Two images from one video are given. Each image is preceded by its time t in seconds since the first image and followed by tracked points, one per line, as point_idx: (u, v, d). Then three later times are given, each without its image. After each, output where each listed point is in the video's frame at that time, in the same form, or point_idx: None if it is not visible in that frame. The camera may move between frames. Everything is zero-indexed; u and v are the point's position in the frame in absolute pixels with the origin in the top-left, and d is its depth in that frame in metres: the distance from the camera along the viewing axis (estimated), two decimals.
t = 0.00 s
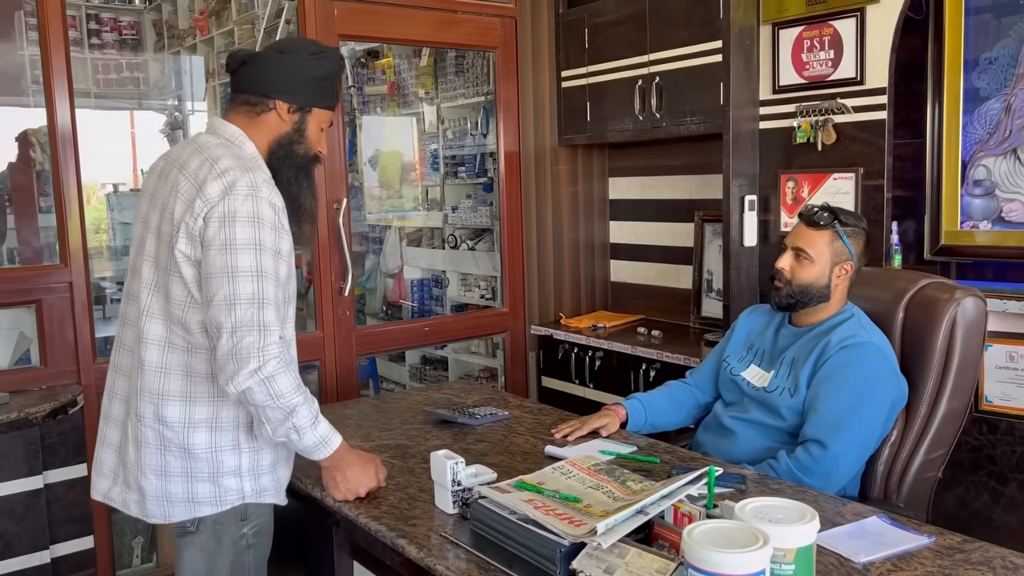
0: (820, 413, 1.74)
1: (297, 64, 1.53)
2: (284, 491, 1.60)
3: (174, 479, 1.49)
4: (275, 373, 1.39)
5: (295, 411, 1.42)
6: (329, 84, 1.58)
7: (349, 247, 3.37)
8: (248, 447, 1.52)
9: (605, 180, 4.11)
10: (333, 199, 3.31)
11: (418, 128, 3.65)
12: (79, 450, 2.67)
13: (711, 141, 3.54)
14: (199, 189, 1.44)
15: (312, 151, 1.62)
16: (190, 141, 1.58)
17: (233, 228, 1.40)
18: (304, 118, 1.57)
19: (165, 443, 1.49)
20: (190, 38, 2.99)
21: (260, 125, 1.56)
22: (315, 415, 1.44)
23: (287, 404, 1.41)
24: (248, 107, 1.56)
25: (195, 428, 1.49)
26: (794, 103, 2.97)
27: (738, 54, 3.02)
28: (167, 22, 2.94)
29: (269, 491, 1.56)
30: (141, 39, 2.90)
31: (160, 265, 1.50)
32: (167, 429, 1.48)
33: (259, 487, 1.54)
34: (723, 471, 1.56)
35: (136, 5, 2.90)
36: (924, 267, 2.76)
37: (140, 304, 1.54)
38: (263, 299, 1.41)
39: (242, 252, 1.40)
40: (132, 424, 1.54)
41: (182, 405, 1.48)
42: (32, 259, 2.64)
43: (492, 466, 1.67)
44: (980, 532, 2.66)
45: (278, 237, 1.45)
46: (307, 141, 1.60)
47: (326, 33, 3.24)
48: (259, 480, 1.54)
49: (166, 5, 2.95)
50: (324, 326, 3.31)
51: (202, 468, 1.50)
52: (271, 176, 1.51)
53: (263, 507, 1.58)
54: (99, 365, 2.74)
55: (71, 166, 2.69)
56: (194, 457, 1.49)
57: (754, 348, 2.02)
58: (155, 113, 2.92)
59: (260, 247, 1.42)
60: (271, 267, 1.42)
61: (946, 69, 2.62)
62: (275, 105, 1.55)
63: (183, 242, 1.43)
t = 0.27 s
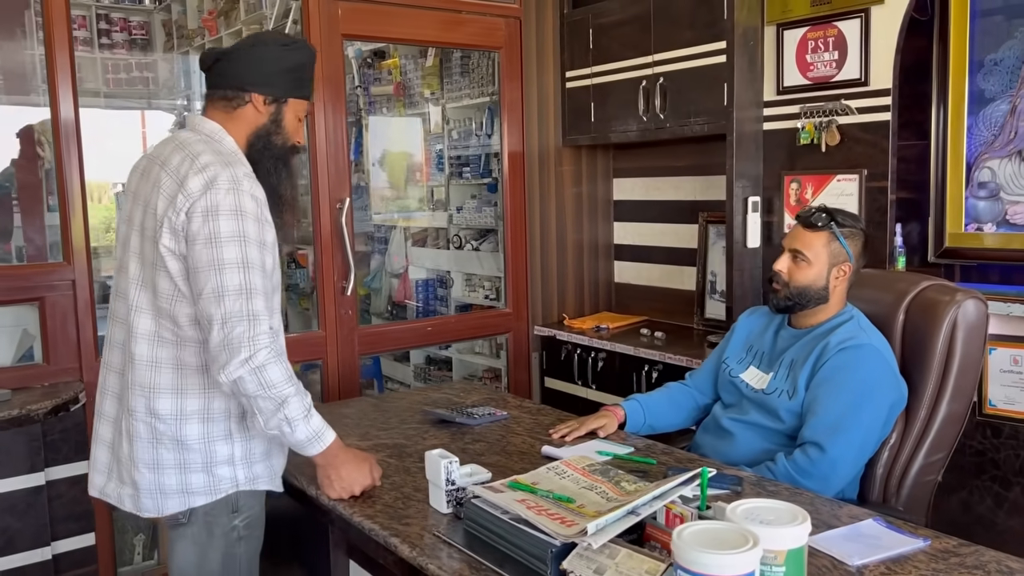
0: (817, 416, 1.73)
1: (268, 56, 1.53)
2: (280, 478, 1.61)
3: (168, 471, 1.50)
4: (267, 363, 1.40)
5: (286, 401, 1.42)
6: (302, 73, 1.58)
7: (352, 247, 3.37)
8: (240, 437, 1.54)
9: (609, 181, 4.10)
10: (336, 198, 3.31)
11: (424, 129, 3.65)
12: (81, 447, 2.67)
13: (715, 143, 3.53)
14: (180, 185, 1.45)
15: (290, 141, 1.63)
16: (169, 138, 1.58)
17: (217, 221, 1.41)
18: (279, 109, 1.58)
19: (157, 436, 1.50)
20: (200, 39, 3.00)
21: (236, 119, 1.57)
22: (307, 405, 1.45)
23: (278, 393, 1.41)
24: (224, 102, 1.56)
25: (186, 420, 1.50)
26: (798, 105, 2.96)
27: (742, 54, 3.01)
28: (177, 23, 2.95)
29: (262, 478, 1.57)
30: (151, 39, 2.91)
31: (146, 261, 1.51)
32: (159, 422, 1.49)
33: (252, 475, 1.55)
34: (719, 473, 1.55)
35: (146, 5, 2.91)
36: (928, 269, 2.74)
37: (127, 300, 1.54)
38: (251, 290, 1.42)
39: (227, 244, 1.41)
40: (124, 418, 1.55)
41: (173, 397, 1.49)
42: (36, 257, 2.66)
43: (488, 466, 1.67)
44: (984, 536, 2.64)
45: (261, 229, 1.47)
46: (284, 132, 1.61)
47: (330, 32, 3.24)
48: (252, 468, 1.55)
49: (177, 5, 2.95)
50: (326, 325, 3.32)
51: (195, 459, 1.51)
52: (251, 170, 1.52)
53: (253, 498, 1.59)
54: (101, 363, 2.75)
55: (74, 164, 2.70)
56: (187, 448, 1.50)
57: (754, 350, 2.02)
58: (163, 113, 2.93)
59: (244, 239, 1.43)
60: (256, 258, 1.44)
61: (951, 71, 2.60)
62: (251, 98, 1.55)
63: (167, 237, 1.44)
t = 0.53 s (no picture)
0: (818, 417, 1.72)
1: (232, 47, 1.54)
2: (270, 463, 1.64)
3: (156, 458, 1.54)
4: (268, 349, 1.41)
5: (284, 387, 1.42)
6: (267, 61, 1.58)
7: (357, 246, 3.38)
8: (227, 423, 1.57)
9: (615, 182, 4.09)
10: (341, 198, 3.31)
11: (432, 129, 3.67)
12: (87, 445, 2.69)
13: (721, 144, 3.52)
14: (165, 179, 1.47)
15: (264, 130, 1.63)
16: (150, 136, 1.60)
17: (207, 212, 1.44)
18: (249, 99, 1.58)
19: (146, 424, 1.53)
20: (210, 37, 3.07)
21: (206, 113, 1.58)
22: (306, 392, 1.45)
23: (276, 379, 1.41)
24: (195, 97, 1.58)
25: (174, 408, 1.53)
26: (804, 106, 2.95)
27: (748, 55, 3.00)
28: (188, 23, 2.99)
29: (249, 463, 1.61)
30: (163, 39, 2.94)
31: (132, 255, 1.53)
32: (147, 410, 1.52)
33: (239, 460, 1.59)
34: (717, 474, 1.54)
35: (158, 6, 2.93)
36: (934, 271, 2.72)
37: (114, 293, 1.57)
38: (248, 277, 1.45)
39: (221, 234, 1.44)
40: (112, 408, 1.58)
41: (161, 386, 1.52)
42: (44, 254, 2.68)
43: (487, 465, 1.67)
44: (989, 541, 2.62)
45: (251, 219, 1.49)
46: (257, 120, 1.60)
47: (336, 32, 3.25)
48: (239, 453, 1.59)
49: (188, 5, 2.98)
50: (331, 324, 3.33)
51: (183, 446, 1.55)
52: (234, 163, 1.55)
53: (237, 487, 1.63)
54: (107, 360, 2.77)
55: (81, 162, 2.72)
56: (175, 435, 1.54)
57: (755, 351, 2.01)
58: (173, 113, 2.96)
59: (235, 229, 1.45)
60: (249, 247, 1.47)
61: (958, 71, 2.57)
62: (219, 90, 1.56)
63: (155, 230, 1.46)
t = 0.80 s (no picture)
0: (817, 419, 1.72)
1: (205, 50, 1.57)
2: (259, 452, 1.67)
3: (149, 449, 1.57)
4: (246, 344, 1.45)
5: (265, 380, 1.45)
6: (240, 61, 1.60)
7: (362, 247, 3.40)
8: (216, 414, 1.61)
9: (621, 183, 4.10)
10: (346, 197, 3.33)
11: (439, 129, 3.72)
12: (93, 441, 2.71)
13: (727, 145, 3.52)
14: (151, 179, 1.50)
15: (243, 132, 1.66)
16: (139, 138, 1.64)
17: (189, 212, 1.47)
18: (224, 101, 1.61)
19: (138, 416, 1.57)
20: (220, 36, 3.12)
21: (187, 116, 1.63)
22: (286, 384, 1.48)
23: (256, 373, 1.45)
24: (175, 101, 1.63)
25: (165, 400, 1.57)
26: (810, 107, 2.94)
27: (753, 56, 2.99)
28: (199, 23, 3.06)
29: (240, 453, 1.64)
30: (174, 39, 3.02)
31: (121, 252, 1.57)
32: (139, 403, 1.56)
33: (229, 450, 1.63)
34: (715, 474, 1.55)
35: (169, 6, 3.00)
36: (939, 274, 2.71)
37: (104, 290, 1.60)
38: (225, 275, 1.47)
39: (201, 233, 1.47)
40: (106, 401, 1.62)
41: (152, 379, 1.56)
42: (53, 253, 2.71)
43: (486, 463, 1.67)
44: (994, 545, 2.61)
45: (234, 218, 1.53)
46: (235, 123, 1.64)
47: (343, 33, 3.27)
48: (229, 443, 1.63)
49: (198, 6, 3.05)
50: (336, 323, 3.34)
51: (174, 437, 1.58)
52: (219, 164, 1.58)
53: (230, 478, 1.66)
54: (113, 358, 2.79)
55: (88, 161, 2.74)
56: (167, 427, 1.58)
57: (755, 353, 2.01)
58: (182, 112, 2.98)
59: (216, 228, 1.49)
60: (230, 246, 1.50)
61: (964, 73, 2.57)
62: (195, 94, 1.60)
63: (141, 229, 1.50)
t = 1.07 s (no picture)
0: (816, 420, 1.72)
1: (187, 57, 1.66)
2: (245, 446, 1.74)
3: (137, 439, 1.65)
4: (197, 338, 1.52)
5: (223, 368, 1.54)
6: (220, 66, 1.67)
7: (368, 247, 3.42)
8: (200, 408, 1.67)
9: (626, 184, 4.10)
10: (351, 197, 3.34)
11: (446, 130, 3.72)
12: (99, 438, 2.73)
13: (732, 146, 3.52)
14: (130, 179, 1.61)
15: (226, 134, 1.74)
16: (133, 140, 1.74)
17: (155, 209, 1.55)
18: (207, 105, 1.69)
19: (126, 406, 1.65)
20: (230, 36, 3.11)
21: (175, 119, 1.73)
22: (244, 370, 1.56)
23: (213, 363, 1.53)
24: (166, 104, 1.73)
25: (148, 392, 1.64)
26: (813, 108, 2.94)
27: (758, 58, 3.00)
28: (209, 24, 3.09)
29: (224, 446, 1.70)
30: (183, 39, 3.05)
31: (110, 250, 1.67)
32: (127, 394, 1.65)
33: (213, 443, 1.69)
34: (712, 474, 1.55)
35: (180, 7, 3.04)
36: (943, 276, 2.71)
37: (98, 286, 1.71)
38: (181, 272, 1.54)
39: (164, 231, 1.55)
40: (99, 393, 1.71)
41: (136, 370, 1.64)
42: (60, 251, 2.74)
43: (484, 462, 1.69)
44: (996, 548, 2.60)
45: (204, 216, 1.60)
46: (217, 126, 1.72)
47: (349, 33, 3.28)
48: (213, 437, 1.69)
49: (208, 7, 3.09)
50: (341, 322, 3.36)
51: (159, 428, 1.65)
52: (198, 162, 1.67)
53: (226, 469, 1.72)
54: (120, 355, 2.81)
55: (95, 160, 2.76)
56: (151, 418, 1.65)
57: (755, 354, 2.01)
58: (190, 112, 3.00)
59: (181, 226, 1.56)
60: (194, 243, 1.57)
61: (968, 75, 2.56)
62: (180, 99, 1.69)
63: (120, 226, 1.61)
